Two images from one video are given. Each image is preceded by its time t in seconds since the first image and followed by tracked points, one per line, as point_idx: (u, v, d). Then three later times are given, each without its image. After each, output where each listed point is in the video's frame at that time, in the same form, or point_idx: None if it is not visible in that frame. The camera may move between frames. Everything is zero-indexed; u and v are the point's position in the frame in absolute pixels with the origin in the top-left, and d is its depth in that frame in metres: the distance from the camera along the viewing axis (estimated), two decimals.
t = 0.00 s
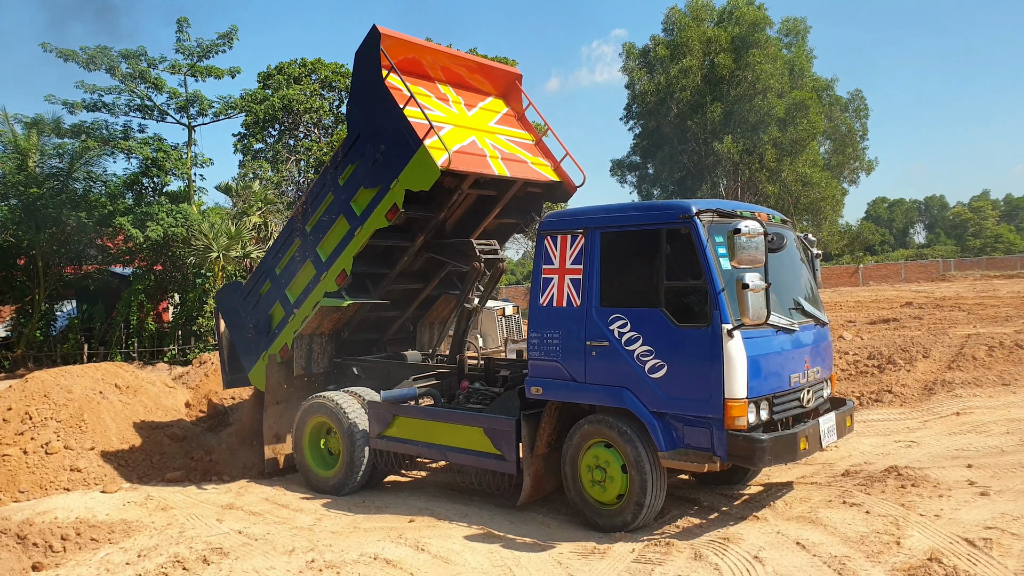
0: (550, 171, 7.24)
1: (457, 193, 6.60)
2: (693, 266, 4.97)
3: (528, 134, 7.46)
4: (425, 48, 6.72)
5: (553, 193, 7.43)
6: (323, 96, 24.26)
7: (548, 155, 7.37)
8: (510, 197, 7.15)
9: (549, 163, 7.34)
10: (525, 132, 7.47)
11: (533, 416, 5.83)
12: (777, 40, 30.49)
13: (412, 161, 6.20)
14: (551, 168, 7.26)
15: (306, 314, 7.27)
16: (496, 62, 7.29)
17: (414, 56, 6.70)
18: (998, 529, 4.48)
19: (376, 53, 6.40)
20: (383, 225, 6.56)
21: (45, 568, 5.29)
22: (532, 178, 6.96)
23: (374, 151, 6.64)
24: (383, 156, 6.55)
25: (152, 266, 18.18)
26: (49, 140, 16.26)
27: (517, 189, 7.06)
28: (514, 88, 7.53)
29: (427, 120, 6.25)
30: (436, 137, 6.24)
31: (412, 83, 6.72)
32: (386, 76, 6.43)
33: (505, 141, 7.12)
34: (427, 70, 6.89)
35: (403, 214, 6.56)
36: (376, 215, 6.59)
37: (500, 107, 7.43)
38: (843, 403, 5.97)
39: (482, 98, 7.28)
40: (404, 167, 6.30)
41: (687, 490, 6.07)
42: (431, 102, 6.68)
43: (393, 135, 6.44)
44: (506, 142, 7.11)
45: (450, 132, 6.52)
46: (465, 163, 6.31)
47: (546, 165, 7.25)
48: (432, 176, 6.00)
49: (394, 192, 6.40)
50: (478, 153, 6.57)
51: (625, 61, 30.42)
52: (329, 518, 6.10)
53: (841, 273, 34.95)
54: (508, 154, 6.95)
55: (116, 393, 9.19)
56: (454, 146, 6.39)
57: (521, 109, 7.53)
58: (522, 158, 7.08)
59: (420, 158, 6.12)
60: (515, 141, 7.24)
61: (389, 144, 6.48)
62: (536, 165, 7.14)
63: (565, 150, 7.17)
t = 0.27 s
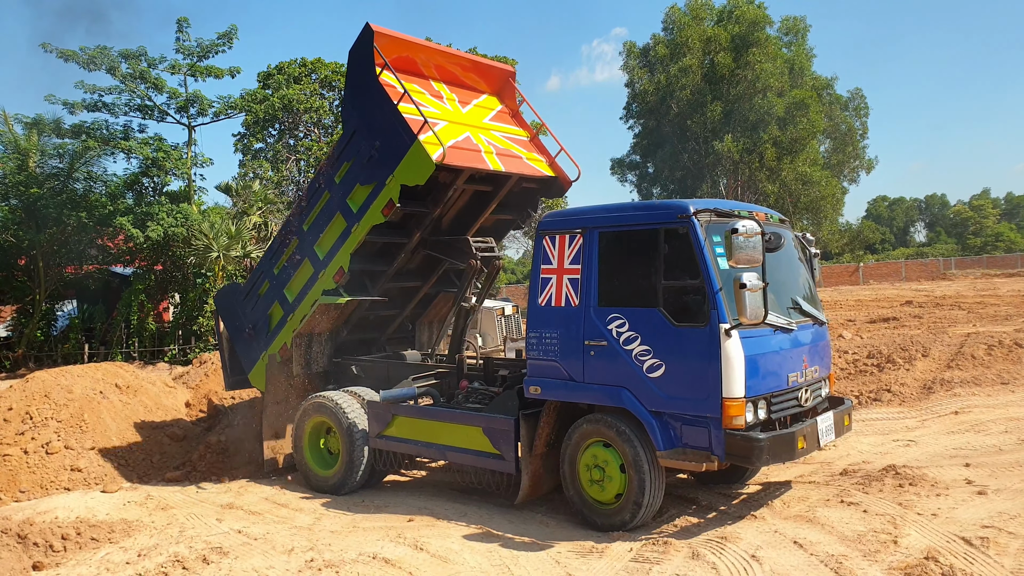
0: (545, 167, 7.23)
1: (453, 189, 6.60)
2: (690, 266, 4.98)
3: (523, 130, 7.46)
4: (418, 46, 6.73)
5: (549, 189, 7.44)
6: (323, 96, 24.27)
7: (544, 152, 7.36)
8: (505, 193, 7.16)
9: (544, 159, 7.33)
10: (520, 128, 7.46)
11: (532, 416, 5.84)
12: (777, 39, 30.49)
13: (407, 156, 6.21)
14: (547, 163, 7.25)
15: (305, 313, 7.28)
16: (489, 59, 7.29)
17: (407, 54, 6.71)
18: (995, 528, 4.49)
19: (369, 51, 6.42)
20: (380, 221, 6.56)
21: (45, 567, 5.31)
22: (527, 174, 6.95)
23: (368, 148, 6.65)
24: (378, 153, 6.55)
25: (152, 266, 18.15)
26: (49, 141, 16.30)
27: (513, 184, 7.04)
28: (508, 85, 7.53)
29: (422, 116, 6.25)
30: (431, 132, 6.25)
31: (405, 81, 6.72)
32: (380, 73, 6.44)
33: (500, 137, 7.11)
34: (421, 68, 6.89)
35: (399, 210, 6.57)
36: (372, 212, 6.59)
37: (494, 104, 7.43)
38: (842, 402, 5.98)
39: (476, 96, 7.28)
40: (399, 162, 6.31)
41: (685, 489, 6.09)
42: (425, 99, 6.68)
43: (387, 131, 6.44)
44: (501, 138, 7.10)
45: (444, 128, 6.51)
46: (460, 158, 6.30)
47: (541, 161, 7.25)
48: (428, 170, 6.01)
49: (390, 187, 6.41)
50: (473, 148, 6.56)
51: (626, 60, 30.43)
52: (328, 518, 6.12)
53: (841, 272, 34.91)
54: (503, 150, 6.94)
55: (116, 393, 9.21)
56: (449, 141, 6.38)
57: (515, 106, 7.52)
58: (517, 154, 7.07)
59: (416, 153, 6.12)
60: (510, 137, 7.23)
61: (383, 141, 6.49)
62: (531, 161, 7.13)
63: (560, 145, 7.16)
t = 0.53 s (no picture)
0: (541, 163, 7.25)
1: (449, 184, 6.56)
2: (689, 266, 4.99)
3: (517, 128, 7.47)
4: (412, 44, 6.75)
5: (545, 184, 7.46)
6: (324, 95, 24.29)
7: (539, 148, 7.39)
8: (502, 188, 7.14)
9: (539, 155, 7.35)
10: (515, 126, 7.48)
11: (531, 416, 5.85)
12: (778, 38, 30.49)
13: (402, 151, 6.20)
14: (542, 159, 7.26)
15: (303, 311, 7.26)
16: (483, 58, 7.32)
17: (401, 52, 6.74)
18: (993, 528, 4.49)
19: (364, 47, 6.45)
20: (376, 217, 6.54)
21: (46, 567, 5.32)
22: (523, 169, 6.94)
23: (364, 144, 6.65)
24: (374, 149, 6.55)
25: (153, 265, 18.12)
26: (51, 140, 16.35)
27: (509, 179, 7.02)
28: (502, 84, 7.55)
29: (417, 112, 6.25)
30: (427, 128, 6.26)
31: (400, 78, 6.73)
32: (375, 71, 6.46)
33: (495, 134, 7.12)
34: (415, 66, 6.91)
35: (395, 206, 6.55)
36: (369, 207, 6.58)
37: (489, 102, 7.45)
38: (840, 401, 5.98)
39: (471, 94, 7.30)
40: (395, 156, 6.30)
41: (684, 489, 6.10)
42: (420, 96, 6.69)
43: (382, 127, 6.46)
44: (496, 135, 7.11)
45: (439, 124, 6.51)
46: (455, 153, 6.32)
47: (536, 157, 7.26)
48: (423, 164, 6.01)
49: (386, 182, 6.39)
50: (468, 144, 6.56)
51: (627, 59, 30.43)
52: (328, 517, 6.13)
53: (842, 271, 34.88)
54: (498, 146, 6.95)
55: (117, 392, 9.23)
56: (444, 136, 6.38)
57: (510, 104, 7.55)
58: (512, 150, 7.08)
59: (411, 148, 6.12)
60: (505, 134, 7.24)
61: (379, 137, 6.49)
62: (526, 156, 7.15)
63: (555, 141, 7.16)
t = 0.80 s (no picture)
0: (534, 157, 7.22)
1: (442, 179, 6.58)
2: (684, 265, 4.99)
3: (511, 124, 7.48)
4: (403, 42, 6.78)
5: (540, 180, 7.39)
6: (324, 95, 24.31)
7: (532, 143, 7.37)
8: (496, 183, 7.15)
9: (533, 150, 7.33)
10: (508, 122, 7.48)
11: (528, 415, 5.84)
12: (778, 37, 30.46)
13: (394, 146, 6.19)
14: (536, 154, 7.25)
15: (301, 311, 7.24)
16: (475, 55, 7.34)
17: (392, 51, 6.77)
18: (989, 527, 4.49)
19: (354, 44, 6.46)
20: (371, 213, 6.52)
21: (44, 567, 5.34)
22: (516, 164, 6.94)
23: (357, 141, 6.63)
24: (367, 145, 6.54)
25: (154, 265, 18.21)
26: (52, 140, 16.41)
27: (502, 174, 7.03)
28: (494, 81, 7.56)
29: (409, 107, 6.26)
30: (419, 123, 6.26)
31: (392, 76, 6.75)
32: (366, 69, 6.48)
33: (488, 129, 7.12)
34: (407, 65, 6.93)
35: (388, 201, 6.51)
36: (363, 204, 6.56)
37: (481, 99, 7.46)
38: (838, 400, 5.97)
39: (464, 92, 7.32)
40: (387, 152, 6.29)
41: (681, 489, 6.10)
42: (412, 93, 6.70)
43: (374, 122, 6.45)
44: (489, 130, 7.11)
45: (432, 120, 6.51)
46: (448, 147, 6.30)
47: (530, 152, 7.25)
48: (415, 157, 6.00)
49: (379, 178, 6.38)
50: (461, 139, 6.56)
51: (627, 58, 30.42)
52: (325, 517, 6.14)
53: (843, 270, 34.82)
54: (492, 141, 6.94)
55: (116, 393, 9.25)
56: (437, 131, 6.38)
57: (502, 101, 7.55)
58: (505, 145, 7.07)
59: (403, 142, 6.11)
60: (499, 130, 7.24)
61: (371, 133, 6.47)
62: (519, 151, 7.13)
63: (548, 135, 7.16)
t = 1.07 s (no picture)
0: (524, 152, 7.23)
1: (434, 172, 6.69)
2: (676, 263, 4.98)
3: (501, 121, 7.51)
4: (392, 40, 6.80)
5: (530, 174, 7.45)
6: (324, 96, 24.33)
7: (523, 139, 7.39)
8: (486, 178, 7.20)
9: (523, 145, 7.34)
10: (498, 119, 7.51)
11: (521, 414, 5.84)
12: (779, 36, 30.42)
13: (383, 140, 6.23)
14: (526, 150, 7.28)
15: (295, 309, 7.26)
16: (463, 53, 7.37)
17: (380, 49, 6.79)
18: (980, 526, 4.48)
19: (341, 42, 6.49)
20: (362, 208, 6.55)
21: (38, 567, 5.34)
22: (506, 158, 6.96)
23: (346, 138, 6.67)
24: (356, 141, 6.57)
25: (155, 266, 18.18)
26: (53, 142, 16.50)
27: (492, 169, 7.11)
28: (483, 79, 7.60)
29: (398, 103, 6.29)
30: (408, 118, 6.28)
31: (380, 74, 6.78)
32: (354, 67, 6.52)
33: (478, 125, 7.14)
34: (395, 63, 6.96)
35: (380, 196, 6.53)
36: (354, 200, 6.59)
37: (471, 97, 7.49)
38: (831, 399, 5.95)
39: (452, 89, 7.35)
40: (376, 146, 6.32)
41: (675, 488, 6.11)
42: (400, 90, 6.72)
43: (362, 119, 6.48)
44: (479, 126, 7.13)
45: (420, 116, 6.54)
46: (437, 142, 6.32)
47: (520, 148, 7.27)
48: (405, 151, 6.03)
49: (369, 173, 6.41)
50: (450, 134, 6.58)
51: (628, 57, 30.41)
52: (319, 517, 6.15)
53: (845, 268, 34.73)
54: (481, 137, 6.97)
55: (114, 393, 9.27)
56: (426, 126, 6.40)
57: (492, 98, 7.59)
58: (495, 140, 7.10)
59: (391, 137, 6.15)
60: (488, 126, 7.27)
61: (360, 128, 6.51)
62: (509, 146, 7.14)
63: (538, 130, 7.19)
